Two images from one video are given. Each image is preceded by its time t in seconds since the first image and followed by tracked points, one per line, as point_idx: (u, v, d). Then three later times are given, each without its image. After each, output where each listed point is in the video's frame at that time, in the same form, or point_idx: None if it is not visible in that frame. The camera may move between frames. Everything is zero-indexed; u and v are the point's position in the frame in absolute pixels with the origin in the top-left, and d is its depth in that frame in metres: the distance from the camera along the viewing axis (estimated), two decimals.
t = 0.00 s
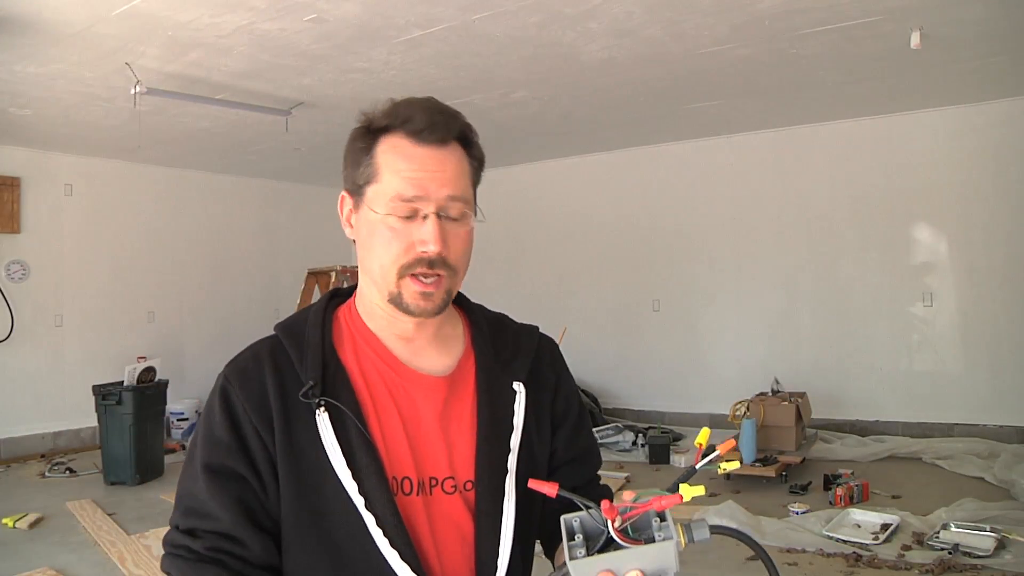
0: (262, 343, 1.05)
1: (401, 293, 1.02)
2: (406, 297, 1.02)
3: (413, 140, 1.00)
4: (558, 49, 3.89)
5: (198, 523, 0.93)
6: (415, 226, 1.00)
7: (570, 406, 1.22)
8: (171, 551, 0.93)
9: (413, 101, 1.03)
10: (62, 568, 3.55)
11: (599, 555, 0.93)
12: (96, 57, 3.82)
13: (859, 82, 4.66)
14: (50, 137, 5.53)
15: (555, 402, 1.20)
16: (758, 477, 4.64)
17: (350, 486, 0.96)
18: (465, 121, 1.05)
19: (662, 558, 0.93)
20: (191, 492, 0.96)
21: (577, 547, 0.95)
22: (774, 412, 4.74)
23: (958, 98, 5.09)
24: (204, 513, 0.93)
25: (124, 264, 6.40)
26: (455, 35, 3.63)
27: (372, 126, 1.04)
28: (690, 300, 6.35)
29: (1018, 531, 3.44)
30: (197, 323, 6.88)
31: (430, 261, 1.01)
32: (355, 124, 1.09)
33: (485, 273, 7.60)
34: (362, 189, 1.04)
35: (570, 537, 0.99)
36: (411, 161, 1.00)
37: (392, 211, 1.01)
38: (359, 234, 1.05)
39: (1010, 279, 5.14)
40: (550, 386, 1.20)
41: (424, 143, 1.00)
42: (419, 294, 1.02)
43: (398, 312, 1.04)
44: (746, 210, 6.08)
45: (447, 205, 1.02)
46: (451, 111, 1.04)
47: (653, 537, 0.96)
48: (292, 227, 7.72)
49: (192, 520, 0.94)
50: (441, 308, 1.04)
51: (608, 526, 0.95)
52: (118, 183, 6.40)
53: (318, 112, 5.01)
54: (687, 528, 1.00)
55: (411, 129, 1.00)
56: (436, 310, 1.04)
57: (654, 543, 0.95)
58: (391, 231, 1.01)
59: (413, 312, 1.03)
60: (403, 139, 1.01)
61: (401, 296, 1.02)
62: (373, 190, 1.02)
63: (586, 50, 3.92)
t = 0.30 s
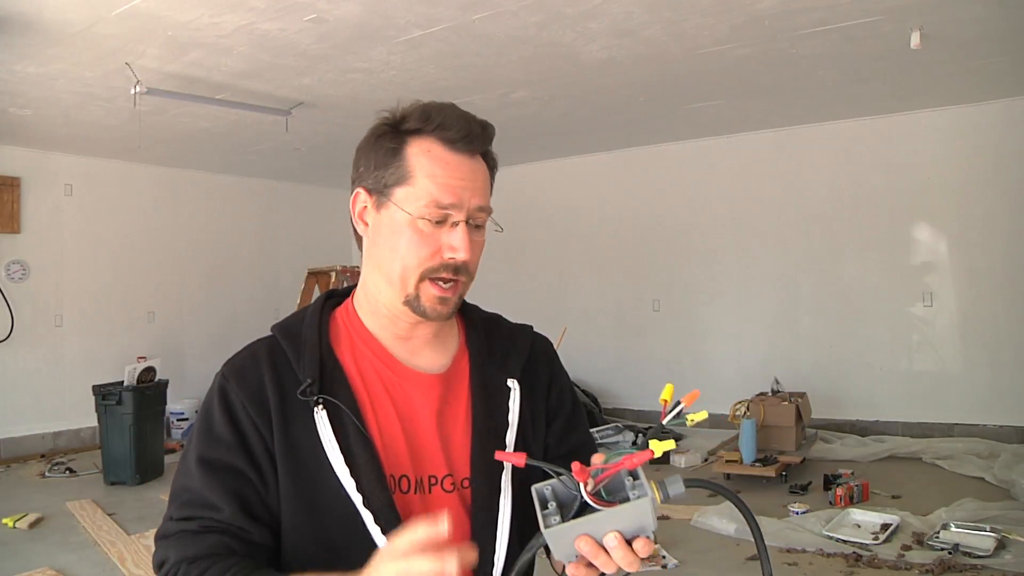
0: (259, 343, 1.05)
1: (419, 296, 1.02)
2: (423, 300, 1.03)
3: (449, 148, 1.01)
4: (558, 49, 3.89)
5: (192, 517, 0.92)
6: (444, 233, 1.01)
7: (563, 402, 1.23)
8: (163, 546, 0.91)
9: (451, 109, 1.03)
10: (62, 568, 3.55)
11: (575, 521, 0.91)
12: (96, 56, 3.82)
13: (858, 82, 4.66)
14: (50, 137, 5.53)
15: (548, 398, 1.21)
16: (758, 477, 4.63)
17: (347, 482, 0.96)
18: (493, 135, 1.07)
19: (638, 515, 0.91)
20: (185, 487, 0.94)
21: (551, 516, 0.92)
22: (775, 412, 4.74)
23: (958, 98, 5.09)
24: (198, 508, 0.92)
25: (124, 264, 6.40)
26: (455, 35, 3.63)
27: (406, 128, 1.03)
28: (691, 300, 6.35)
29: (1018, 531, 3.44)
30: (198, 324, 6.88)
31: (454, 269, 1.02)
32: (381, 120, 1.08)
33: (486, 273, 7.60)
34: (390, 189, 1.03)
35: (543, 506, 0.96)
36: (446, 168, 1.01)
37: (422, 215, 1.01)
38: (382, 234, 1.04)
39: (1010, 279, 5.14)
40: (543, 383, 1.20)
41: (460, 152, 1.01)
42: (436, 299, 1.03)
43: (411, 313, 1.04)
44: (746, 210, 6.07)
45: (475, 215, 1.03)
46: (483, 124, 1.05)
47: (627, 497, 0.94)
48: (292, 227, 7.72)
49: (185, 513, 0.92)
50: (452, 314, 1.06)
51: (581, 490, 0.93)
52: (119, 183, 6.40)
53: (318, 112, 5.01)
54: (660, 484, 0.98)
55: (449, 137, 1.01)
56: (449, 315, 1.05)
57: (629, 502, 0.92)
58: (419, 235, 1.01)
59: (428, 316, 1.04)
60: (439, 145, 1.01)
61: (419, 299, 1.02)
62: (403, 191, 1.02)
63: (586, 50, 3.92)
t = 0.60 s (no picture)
0: (263, 340, 1.05)
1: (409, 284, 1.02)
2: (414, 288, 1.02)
3: (450, 141, 1.03)
4: (558, 49, 3.89)
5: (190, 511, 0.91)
6: (435, 221, 1.02)
7: (564, 403, 1.23)
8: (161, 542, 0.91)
9: (453, 107, 1.06)
10: (62, 568, 3.55)
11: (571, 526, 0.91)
12: (96, 57, 3.82)
13: (859, 82, 4.66)
14: (51, 137, 5.53)
15: (550, 400, 1.21)
16: (759, 477, 4.63)
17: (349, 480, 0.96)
18: (496, 136, 1.10)
19: (635, 522, 0.90)
20: (184, 481, 0.93)
21: (549, 522, 0.93)
22: (775, 412, 4.74)
23: (958, 98, 5.09)
24: (195, 500, 0.91)
25: (124, 264, 6.40)
26: (455, 35, 3.63)
27: (409, 122, 1.06)
28: (691, 300, 6.35)
29: (1018, 531, 3.44)
30: (198, 323, 6.88)
31: (445, 258, 1.02)
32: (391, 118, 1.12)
33: (485, 273, 7.60)
34: (390, 179, 1.06)
35: (541, 512, 0.96)
36: (442, 160, 1.03)
37: (417, 203, 1.03)
38: (380, 223, 1.07)
39: (1010, 279, 5.14)
40: (545, 385, 1.20)
41: (460, 146, 1.04)
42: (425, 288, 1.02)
43: (402, 303, 1.04)
44: (747, 210, 6.07)
45: (469, 208, 1.04)
46: (486, 122, 1.08)
47: (625, 503, 0.95)
48: (292, 227, 7.72)
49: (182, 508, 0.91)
50: (444, 307, 1.05)
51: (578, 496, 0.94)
52: (119, 183, 6.40)
53: (319, 112, 5.01)
54: (659, 492, 0.98)
55: (449, 131, 1.03)
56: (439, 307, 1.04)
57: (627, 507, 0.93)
58: (411, 222, 1.03)
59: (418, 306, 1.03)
60: (438, 137, 1.04)
61: (408, 287, 1.02)
62: (401, 180, 1.04)
63: (586, 50, 3.92)
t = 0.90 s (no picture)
0: (265, 339, 1.05)
1: (410, 279, 1.03)
2: (414, 284, 1.03)
3: (448, 137, 1.05)
4: (558, 49, 3.89)
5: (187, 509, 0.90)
6: (434, 216, 1.04)
7: (568, 406, 1.23)
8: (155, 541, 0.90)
9: (452, 105, 1.08)
10: (62, 568, 3.55)
11: (592, 531, 0.91)
12: (96, 57, 3.82)
13: (858, 82, 4.66)
14: (50, 137, 5.53)
15: (553, 402, 1.21)
16: (758, 477, 4.63)
17: (352, 481, 0.96)
18: (497, 133, 1.11)
19: (652, 529, 0.92)
20: (181, 478, 0.93)
21: (568, 525, 0.93)
22: (775, 412, 4.74)
23: (958, 98, 5.09)
24: (194, 498, 0.90)
25: (124, 264, 6.40)
26: (455, 35, 3.63)
27: (409, 122, 1.08)
28: (691, 300, 6.35)
29: (1018, 531, 3.44)
30: (198, 323, 6.88)
31: (444, 252, 1.03)
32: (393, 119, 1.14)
33: (485, 273, 7.59)
34: (390, 177, 1.08)
35: (559, 516, 0.96)
36: (442, 156, 1.05)
37: (416, 198, 1.05)
38: (381, 222, 1.09)
39: (1010, 279, 5.13)
40: (549, 387, 1.20)
41: (459, 142, 1.05)
42: (427, 282, 1.03)
43: (403, 299, 1.05)
44: (747, 210, 6.07)
45: (468, 203, 1.05)
46: (485, 120, 1.09)
47: (642, 510, 0.95)
48: (291, 227, 7.72)
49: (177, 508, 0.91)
50: (445, 303, 1.05)
51: (598, 501, 0.94)
52: (118, 183, 6.40)
53: (319, 112, 5.01)
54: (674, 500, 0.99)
55: (449, 127, 1.05)
56: (440, 302, 1.04)
57: (645, 515, 0.93)
58: (410, 217, 1.04)
59: (419, 301, 1.04)
60: (437, 134, 1.05)
61: (409, 282, 1.03)
62: (400, 177, 1.06)
63: (585, 50, 3.92)
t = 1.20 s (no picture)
0: (267, 339, 1.05)
1: (402, 277, 1.04)
2: (406, 281, 1.04)
3: (436, 134, 1.06)
4: (558, 49, 3.89)
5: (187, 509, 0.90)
6: (423, 213, 1.05)
7: (569, 408, 1.23)
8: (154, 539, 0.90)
9: (442, 102, 1.09)
10: (62, 568, 3.55)
11: (595, 539, 0.92)
12: (96, 57, 3.82)
13: (858, 82, 4.66)
14: (50, 137, 5.53)
15: (555, 404, 1.21)
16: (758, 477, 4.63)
17: (353, 482, 0.95)
18: (488, 128, 1.11)
19: (656, 538, 0.92)
20: (181, 477, 0.93)
21: (572, 533, 0.93)
22: (775, 412, 4.74)
23: (958, 98, 5.09)
24: (193, 497, 0.91)
25: (124, 264, 6.39)
26: (455, 35, 3.63)
27: (400, 121, 1.09)
28: (691, 300, 6.35)
29: (1018, 531, 3.44)
30: (198, 324, 6.88)
31: (433, 248, 1.04)
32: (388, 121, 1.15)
33: (485, 273, 7.60)
34: (382, 176, 1.09)
35: (564, 524, 0.96)
36: (430, 153, 1.05)
37: (405, 196, 1.06)
38: (375, 221, 1.10)
39: (1010, 279, 5.13)
40: (551, 390, 1.20)
41: (448, 138, 1.06)
42: (418, 279, 1.03)
43: (397, 297, 1.05)
44: (747, 210, 6.07)
45: (458, 199, 1.06)
46: (475, 116, 1.09)
47: (646, 518, 0.95)
48: (291, 227, 7.73)
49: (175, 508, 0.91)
50: (439, 300, 1.05)
51: (602, 509, 0.94)
52: (118, 183, 6.40)
53: (318, 112, 5.01)
54: (679, 508, 0.99)
55: (436, 125, 1.06)
56: (433, 299, 1.05)
57: (648, 523, 0.93)
58: (400, 215, 1.05)
59: (411, 298, 1.04)
60: (426, 132, 1.06)
61: (400, 280, 1.04)
62: (391, 176, 1.07)
63: (585, 50, 3.92)
